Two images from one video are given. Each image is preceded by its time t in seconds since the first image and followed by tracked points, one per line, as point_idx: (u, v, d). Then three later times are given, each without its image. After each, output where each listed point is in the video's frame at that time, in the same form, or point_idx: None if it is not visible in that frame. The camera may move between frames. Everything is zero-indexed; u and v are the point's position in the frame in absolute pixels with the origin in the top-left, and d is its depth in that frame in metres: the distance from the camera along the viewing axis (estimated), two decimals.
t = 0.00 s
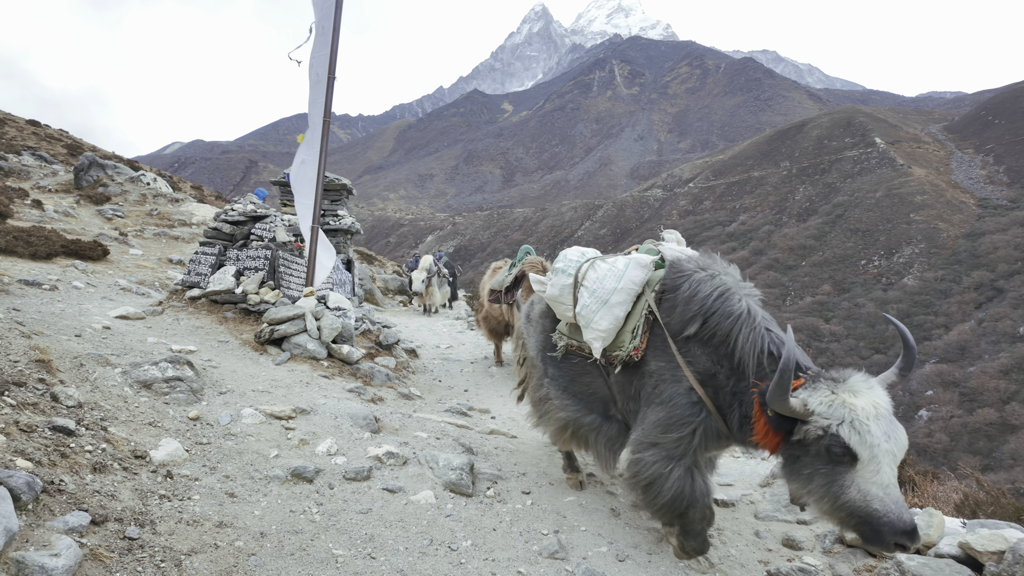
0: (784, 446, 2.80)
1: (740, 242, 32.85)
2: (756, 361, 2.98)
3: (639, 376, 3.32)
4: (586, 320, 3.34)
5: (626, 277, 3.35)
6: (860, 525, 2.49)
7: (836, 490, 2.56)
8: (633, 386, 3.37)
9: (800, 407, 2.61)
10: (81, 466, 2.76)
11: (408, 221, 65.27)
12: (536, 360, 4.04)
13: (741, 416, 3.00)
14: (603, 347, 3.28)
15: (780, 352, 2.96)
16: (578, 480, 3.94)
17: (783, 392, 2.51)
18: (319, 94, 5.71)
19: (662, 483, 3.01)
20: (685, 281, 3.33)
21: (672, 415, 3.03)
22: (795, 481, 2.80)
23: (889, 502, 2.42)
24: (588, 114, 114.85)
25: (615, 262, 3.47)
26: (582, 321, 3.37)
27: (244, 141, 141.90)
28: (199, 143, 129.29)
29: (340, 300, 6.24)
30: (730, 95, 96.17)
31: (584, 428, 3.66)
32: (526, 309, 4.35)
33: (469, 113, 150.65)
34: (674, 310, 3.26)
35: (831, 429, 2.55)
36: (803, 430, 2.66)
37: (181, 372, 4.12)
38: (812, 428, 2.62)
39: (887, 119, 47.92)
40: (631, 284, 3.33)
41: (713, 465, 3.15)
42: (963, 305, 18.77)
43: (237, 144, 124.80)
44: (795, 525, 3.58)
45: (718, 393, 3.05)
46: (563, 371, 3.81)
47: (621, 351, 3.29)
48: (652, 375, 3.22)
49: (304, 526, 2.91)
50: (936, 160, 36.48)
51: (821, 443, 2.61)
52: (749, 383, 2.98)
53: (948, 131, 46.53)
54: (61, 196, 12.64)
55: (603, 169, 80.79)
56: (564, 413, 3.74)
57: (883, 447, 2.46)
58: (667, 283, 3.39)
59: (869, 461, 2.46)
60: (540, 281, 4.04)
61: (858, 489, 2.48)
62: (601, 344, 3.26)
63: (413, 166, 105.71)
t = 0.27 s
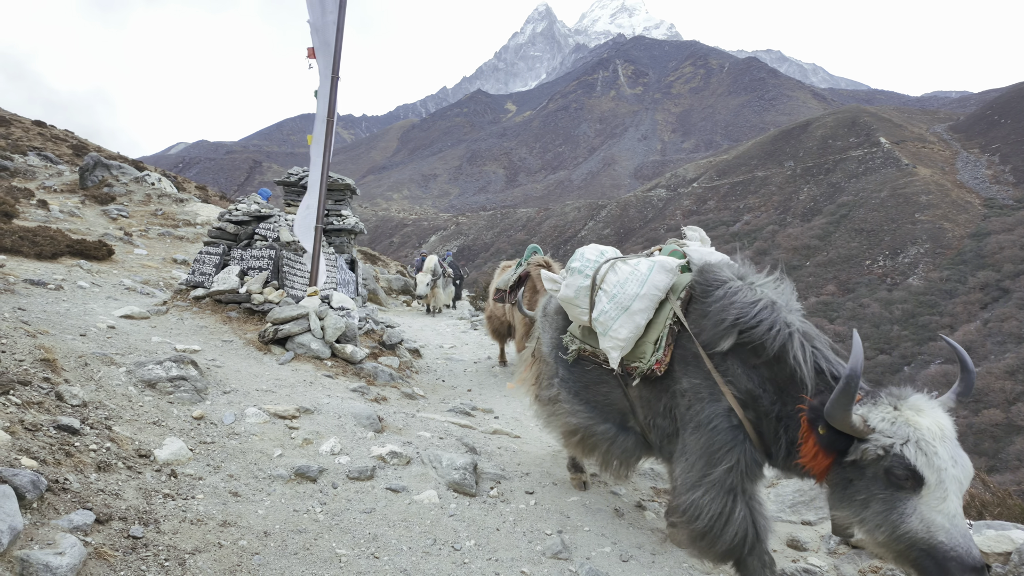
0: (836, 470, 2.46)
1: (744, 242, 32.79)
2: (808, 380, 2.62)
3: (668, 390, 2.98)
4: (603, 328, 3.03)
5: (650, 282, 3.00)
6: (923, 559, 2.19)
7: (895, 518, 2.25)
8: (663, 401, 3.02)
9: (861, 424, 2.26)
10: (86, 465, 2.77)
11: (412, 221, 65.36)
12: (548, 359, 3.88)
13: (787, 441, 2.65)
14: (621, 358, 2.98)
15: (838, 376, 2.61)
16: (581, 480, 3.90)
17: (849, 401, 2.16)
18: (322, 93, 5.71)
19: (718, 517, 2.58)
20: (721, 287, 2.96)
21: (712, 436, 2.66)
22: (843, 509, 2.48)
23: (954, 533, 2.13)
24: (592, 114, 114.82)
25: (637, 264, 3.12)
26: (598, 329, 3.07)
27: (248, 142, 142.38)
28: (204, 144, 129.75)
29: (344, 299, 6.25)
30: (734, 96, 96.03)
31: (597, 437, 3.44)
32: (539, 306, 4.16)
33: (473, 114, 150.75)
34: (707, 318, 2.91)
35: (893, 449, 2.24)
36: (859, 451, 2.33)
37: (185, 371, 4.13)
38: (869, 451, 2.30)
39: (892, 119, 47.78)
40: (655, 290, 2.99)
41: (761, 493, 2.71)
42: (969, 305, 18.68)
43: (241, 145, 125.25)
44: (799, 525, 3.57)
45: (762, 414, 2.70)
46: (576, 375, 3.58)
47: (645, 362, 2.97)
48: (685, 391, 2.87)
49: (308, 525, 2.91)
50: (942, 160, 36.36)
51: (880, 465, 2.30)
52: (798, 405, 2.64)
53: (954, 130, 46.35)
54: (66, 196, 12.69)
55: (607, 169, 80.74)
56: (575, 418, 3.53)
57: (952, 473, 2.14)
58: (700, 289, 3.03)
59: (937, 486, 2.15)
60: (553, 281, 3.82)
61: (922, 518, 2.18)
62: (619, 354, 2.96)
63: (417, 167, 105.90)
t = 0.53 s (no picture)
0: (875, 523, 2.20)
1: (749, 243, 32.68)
2: (850, 411, 2.46)
3: (690, 409, 2.90)
4: (626, 337, 2.98)
5: (680, 290, 2.90)
6: None
7: None
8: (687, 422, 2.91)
9: (916, 489, 1.99)
10: (93, 465, 2.78)
11: (415, 222, 65.36)
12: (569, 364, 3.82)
13: (822, 473, 2.49)
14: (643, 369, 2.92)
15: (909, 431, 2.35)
16: (586, 482, 3.88)
17: (912, 472, 1.87)
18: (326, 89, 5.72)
19: (731, 544, 2.56)
20: (757, 300, 2.85)
21: (733, 463, 2.59)
22: (872, 558, 2.19)
23: None
24: (596, 114, 114.65)
25: (667, 270, 3.02)
26: (621, 336, 3.02)
27: (252, 142, 142.69)
28: (208, 144, 130.11)
29: (348, 300, 6.27)
30: (738, 95, 95.78)
31: (612, 452, 3.38)
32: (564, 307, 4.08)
33: (476, 114, 150.75)
34: (740, 334, 2.79)
35: (951, 525, 1.93)
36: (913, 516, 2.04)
37: (191, 371, 4.14)
38: (924, 517, 2.01)
39: (898, 119, 47.56)
40: (685, 299, 2.89)
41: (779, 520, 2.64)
42: (975, 306, 18.58)
43: (246, 145, 125.49)
44: (806, 527, 3.57)
45: (796, 443, 2.55)
46: (595, 385, 3.50)
47: (669, 376, 2.91)
48: (710, 413, 2.76)
49: (313, 525, 2.91)
50: (948, 160, 36.17)
51: (926, 534, 2.02)
52: (839, 438, 2.46)
53: (961, 130, 46.09)
54: (71, 196, 12.73)
55: (611, 169, 80.62)
56: (591, 429, 3.47)
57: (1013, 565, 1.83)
58: (735, 300, 2.92)
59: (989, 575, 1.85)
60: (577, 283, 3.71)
61: None
62: (641, 365, 2.90)
63: (421, 167, 105.93)
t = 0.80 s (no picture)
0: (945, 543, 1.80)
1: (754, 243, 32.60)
2: (905, 418, 2.09)
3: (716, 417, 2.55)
4: (655, 342, 2.61)
5: (718, 290, 2.55)
6: None
7: None
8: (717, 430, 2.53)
9: (987, 492, 1.63)
10: (101, 465, 2.80)
11: (419, 222, 65.47)
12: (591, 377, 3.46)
13: (878, 489, 2.12)
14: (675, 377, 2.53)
15: (972, 433, 1.98)
16: (591, 484, 3.88)
17: (981, 467, 1.54)
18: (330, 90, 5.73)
19: (748, 555, 2.33)
20: (801, 301, 2.52)
21: (766, 479, 2.28)
22: None
23: None
24: (600, 113, 114.54)
25: (702, 270, 2.68)
26: (650, 342, 2.65)
27: (257, 142, 143.16)
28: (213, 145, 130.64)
29: (353, 300, 6.28)
30: (743, 95, 95.53)
31: (640, 472, 2.91)
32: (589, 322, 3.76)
33: (481, 114, 150.88)
34: (781, 339, 2.45)
35: None
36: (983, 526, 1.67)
37: (197, 372, 4.16)
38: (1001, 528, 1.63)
39: (904, 119, 47.36)
40: (724, 300, 2.54)
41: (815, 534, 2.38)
42: (982, 306, 18.47)
43: (250, 145, 125.91)
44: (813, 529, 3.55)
45: (844, 458, 2.20)
46: (620, 397, 3.07)
47: (702, 386, 2.51)
48: (740, 422, 2.44)
49: (319, 526, 2.92)
50: (955, 160, 36.00)
51: (1006, 550, 1.62)
52: (897, 449, 2.10)
53: (967, 130, 45.89)
54: (78, 197, 12.79)
55: (615, 169, 80.54)
56: (617, 446, 3.02)
57: None
58: (776, 302, 2.58)
59: None
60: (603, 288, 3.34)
61: None
62: (673, 373, 2.52)
63: (425, 167, 106.08)
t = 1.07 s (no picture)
0: None
1: (758, 243, 32.53)
2: (979, 442, 1.80)
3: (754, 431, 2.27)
4: (701, 357, 2.31)
5: (766, 298, 2.24)
6: None
7: None
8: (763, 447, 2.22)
9: None
10: (104, 463, 2.80)
11: (422, 223, 65.49)
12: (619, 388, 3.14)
13: (946, 520, 1.81)
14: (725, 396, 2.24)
15: None
16: (600, 483, 3.81)
17: None
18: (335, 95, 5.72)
19: (771, 568, 2.14)
20: (851, 313, 2.18)
21: (810, 498, 2.03)
22: None
23: None
24: (603, 114, 114.51)
25: (747, 276, 2.38)
26: (695, 357, 2.35)
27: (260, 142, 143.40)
28: (217, 145, 131.08)
29: (356, 300, 6.30)
30: (746, 95, 95.42)
31: (686, 493, 2.60)
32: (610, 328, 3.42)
33: (483, 115, 150.98)
34: (837, 349, 2.14)
35: None
36: None
37: (200, 370, 4.16)
38: None
39: (908, 118, 47.23)
40: (774, 309, 2.22)
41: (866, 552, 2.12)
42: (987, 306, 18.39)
43: (253, 146, 126.16)
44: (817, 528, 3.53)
45: (903, 484, 1.91)
46: (662, 413, 2.74)
47: (751, 399, 2.21)
48: (780, 436, 2.17)
49: (322, 524, 2.92)
50: (959, 159, 35.89)
51: None
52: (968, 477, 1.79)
53: (971, 129, 45.75)
54: (82, 197, 12.84)
55: (618, 169, 80.48)
56: (661, 466, 2.69)
57: None
58: (828, 314, 2.25)
59: None
60: (639, 298, 2.96)
61: None
62: (722, 391, 2.23)
63: (427, 167, 106.18)
